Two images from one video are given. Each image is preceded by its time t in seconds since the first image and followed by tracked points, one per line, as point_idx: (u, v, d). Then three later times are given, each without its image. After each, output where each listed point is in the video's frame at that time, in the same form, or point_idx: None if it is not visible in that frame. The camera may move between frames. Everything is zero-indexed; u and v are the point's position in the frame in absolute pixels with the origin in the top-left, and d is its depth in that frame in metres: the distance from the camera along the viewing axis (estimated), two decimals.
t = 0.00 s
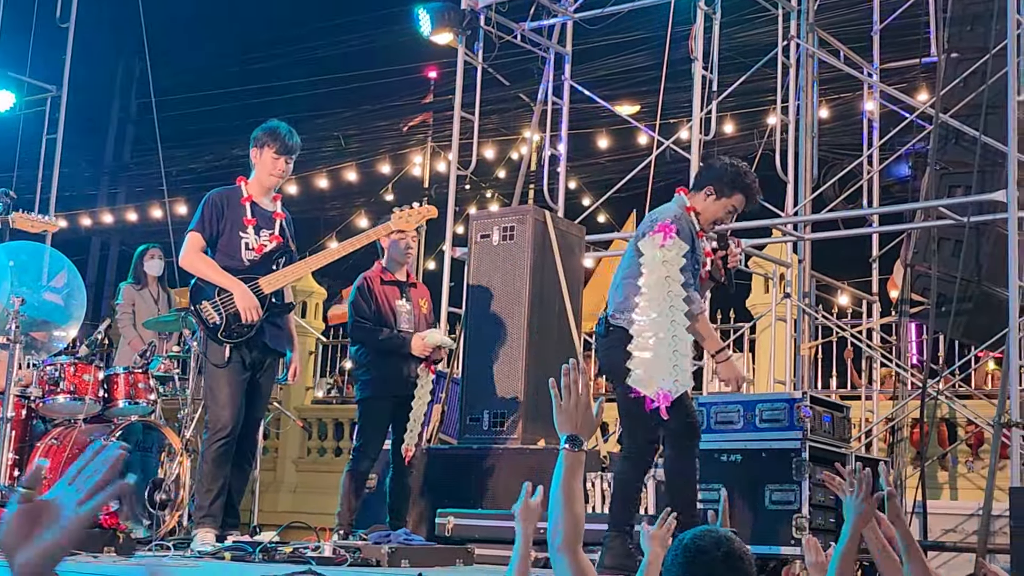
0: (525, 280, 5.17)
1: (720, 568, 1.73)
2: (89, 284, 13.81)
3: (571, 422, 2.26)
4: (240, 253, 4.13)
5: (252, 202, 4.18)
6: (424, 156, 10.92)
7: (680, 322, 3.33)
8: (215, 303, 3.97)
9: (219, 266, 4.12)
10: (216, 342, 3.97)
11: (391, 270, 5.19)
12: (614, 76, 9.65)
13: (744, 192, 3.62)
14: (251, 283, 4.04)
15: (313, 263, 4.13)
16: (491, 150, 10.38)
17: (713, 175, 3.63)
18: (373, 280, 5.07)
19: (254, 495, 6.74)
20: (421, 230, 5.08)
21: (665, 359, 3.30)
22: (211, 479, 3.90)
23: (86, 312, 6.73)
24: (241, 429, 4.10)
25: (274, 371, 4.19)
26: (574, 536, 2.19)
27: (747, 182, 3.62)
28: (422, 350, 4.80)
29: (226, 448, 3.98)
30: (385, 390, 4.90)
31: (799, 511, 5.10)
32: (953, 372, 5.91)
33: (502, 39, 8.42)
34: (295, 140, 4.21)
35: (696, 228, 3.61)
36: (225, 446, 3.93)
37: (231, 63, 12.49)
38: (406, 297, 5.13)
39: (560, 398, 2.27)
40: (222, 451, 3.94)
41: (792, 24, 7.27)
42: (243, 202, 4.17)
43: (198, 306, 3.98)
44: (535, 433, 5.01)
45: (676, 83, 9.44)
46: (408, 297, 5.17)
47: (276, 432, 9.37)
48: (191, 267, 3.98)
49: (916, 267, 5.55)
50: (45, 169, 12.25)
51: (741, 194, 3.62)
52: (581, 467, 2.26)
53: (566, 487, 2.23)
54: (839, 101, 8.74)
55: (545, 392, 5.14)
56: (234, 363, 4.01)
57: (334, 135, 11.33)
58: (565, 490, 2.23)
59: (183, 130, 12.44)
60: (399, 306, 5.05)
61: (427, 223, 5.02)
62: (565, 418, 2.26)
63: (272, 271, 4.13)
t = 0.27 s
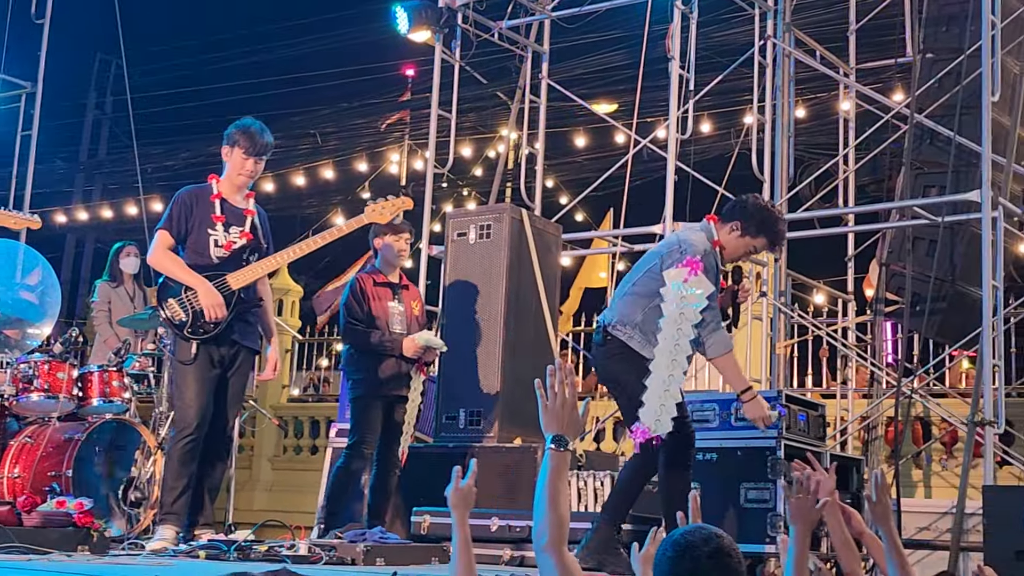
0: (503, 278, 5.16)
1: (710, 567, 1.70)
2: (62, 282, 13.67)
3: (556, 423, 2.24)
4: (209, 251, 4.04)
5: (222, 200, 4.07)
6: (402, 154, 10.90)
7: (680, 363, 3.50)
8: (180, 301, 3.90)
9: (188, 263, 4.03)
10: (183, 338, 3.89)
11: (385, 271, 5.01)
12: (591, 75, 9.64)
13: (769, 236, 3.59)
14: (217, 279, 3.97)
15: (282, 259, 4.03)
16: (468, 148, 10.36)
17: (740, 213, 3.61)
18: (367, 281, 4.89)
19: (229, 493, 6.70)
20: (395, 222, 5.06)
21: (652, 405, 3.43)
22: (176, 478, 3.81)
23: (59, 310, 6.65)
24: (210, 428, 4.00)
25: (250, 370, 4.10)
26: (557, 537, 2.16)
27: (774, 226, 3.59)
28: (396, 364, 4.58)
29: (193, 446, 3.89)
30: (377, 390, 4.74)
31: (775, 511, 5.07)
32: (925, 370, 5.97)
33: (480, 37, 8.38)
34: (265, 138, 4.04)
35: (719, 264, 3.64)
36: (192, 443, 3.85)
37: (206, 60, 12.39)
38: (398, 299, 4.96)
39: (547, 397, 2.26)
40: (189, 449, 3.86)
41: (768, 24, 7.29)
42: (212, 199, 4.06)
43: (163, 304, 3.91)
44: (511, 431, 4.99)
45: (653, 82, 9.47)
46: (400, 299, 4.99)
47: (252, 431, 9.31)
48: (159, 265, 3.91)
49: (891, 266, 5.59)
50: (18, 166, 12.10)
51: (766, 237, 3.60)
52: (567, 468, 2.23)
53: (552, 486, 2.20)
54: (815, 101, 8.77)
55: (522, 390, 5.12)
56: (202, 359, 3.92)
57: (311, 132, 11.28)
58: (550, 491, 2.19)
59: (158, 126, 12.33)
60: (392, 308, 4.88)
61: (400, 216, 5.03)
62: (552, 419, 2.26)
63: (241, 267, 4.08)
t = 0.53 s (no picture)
0: (477, 281, 5.13)
1: (686, 561, 1.69)
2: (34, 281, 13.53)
3: (535, 420, 2.23)
4: (172, 248, 3.94)
5: (185, 196, 3.97)
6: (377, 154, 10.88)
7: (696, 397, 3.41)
8: (141, 299, 3.80)
9: (152, 262, 3.94)
10: (144, 336, 3.81)
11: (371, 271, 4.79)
12: (567, 75, 9.63)
13: (780, 283, 3.50)
14: (179, 276, 3.87)
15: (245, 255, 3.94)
16: (444, 147, 10.33)
17: (753, 256, 3.51)
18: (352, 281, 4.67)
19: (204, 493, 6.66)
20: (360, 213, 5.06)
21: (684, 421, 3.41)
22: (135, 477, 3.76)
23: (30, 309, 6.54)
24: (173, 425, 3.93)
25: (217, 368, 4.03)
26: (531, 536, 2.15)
27: (787, 274, 3.50)
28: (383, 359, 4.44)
29: (153, 445, 3.83)
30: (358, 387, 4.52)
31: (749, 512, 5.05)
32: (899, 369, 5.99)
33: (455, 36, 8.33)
34: (228, 134, 3.94)
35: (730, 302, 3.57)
36: (151, 444, 3.79)
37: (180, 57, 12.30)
38: (383, 300, 4.74)
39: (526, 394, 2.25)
40: (148, 449, 3.81)
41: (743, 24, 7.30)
42: (176, 196, 3.96)
43: (125, 302, 3.82)
44: (486, 431, 4.97)
45: (629, 82, 9.49)
46: (385, 300, 4.78)
47: (226, 430, 9.26)
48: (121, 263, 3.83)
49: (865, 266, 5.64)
50: None
51: (776, 284, 3.51)
52: (545, 466, 2.21)
53: (529, 484, 2.18)
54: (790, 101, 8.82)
55: (496, 391, 5.10)
56: (164, 357, 3.84)
57: (286, 131, 11.22)
58: (527, 489, 2.17)
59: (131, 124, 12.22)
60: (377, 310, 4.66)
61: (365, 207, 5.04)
62: (531, 416, 2.23)
63: (205, 264, 3.97)
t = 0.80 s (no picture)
0: (455, 284, 5.11)
1: (658, 563, 1.68)
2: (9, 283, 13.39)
3: (512, 425, 2.22)
4: (132, 246, 3.86)
5: (145, 194, 3.90)
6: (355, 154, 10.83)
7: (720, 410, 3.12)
8: (103, 300, 3.73)
9: (112, 260, 3.86)
10: (107, 337, 3.75)
11: (360, 271, 4.62)
12: (545, 76, 9.60)
13: (765, 302, 3.41)
14: (142, 275, 3.82)
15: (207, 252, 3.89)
16: (422, 148, 10.28)
17: (738, 274, 3.42)
18: (339, 281, 4.51)
19: (180, 495, 6.62)
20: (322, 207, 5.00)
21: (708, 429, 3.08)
22: (101, 480, 3.71)
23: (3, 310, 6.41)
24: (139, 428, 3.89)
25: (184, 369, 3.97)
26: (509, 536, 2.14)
27: (773, 292, 3.41)
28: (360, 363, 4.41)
29: (119, 449, 3.79)
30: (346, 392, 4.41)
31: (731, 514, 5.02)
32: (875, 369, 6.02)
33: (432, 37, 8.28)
34: (188, 132, 3.87)
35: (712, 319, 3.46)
36: (117, 447, 3.75)
37: (154, 57, 12.18)
38: (371, 299, 4.60)
39: (499, 399, 2.24)
40: (114, 453, 3.76)
41: (720, 25, 7.27)
42: (136, 194, 3.90)
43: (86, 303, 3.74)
44: (464, 430, 4.96)
45: (606, 82, 9.49)
46: (374, 300, 4.64)
47: (203, 432, 9.20)
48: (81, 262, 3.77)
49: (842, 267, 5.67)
50: None
51: (762, 303, 3.41)
52: (520, 469, 2.19)
53: (501, 490, 2.16)
54: (768, 102, 8.84)
55: (473, 391, 5.08)
56: (129, 360, 3.79)
57: (263, 132, 11.13)
58: (503, 492, 2.16)
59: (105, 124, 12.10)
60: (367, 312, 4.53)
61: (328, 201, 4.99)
62: (503, 421, 2.23)
63: (167, 262, 3.89)
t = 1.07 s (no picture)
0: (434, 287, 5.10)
1: (633, 560, 1.68)
2: None
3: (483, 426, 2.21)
4: (97, 248, 3.82)
5: (108, 195, 3.85)
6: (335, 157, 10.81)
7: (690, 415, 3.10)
8: (70, 304, 3.70)
9: (77, 263, 3.82)
10: (74, 341, 3.71)
11: (352, 267, 4.49)
12: (525, 78, 9.61)
13: (744, 301, 3.36)
14: (108, 277, 3.78)
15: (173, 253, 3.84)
16: (402, 150, 10.26)
17: (715, 276, 3.38)
18: (335, 279, 4.37)
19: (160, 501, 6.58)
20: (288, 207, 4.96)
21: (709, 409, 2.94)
22: (74, 485, 3.68)
23: None
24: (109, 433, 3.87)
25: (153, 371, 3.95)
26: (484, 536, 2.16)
27: (750, 292, 3.37)
28: (346, 368, 4.34)
29: (91, 453, 3.76)
30: (343, 395, 4.32)
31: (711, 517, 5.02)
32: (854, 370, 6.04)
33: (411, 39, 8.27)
34: (151, 131, 3.82)
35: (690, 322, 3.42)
36: (87, 452, 3.72)
37: (133, 60, 12.11)
38: (365, 300, 4.48)
39: (471, 399, 2.21)
40: (86, 457, 3.73)
41: (699, 27, 7.30)
42: (98, 195, 3.85)
43: (52, 307, 3.71)
44: (444, 434, 4.94)
45: (585, 84, 9.51)
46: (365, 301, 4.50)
47: (184, 436, 9.14)
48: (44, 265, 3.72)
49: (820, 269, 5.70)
50: None
51: (740, 305, 3.37)
52: (493, 469, 2.20)
53: (477, 492, 2.18)
54: (747, 105, 8.88)
55: (451, 395, 5.04)
56: (96, 363, 3.77)
57: (243, 135, 11.08)
58: (478, 493, 2.18)
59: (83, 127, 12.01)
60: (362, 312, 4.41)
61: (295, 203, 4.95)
62: (476, 422, 2.19)
63: (132, 263, 3.85)
